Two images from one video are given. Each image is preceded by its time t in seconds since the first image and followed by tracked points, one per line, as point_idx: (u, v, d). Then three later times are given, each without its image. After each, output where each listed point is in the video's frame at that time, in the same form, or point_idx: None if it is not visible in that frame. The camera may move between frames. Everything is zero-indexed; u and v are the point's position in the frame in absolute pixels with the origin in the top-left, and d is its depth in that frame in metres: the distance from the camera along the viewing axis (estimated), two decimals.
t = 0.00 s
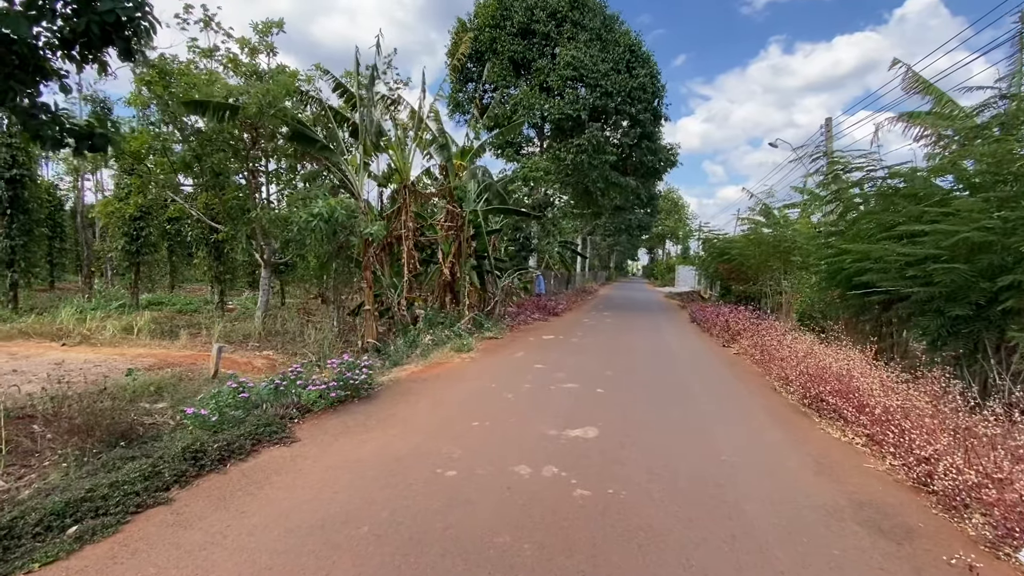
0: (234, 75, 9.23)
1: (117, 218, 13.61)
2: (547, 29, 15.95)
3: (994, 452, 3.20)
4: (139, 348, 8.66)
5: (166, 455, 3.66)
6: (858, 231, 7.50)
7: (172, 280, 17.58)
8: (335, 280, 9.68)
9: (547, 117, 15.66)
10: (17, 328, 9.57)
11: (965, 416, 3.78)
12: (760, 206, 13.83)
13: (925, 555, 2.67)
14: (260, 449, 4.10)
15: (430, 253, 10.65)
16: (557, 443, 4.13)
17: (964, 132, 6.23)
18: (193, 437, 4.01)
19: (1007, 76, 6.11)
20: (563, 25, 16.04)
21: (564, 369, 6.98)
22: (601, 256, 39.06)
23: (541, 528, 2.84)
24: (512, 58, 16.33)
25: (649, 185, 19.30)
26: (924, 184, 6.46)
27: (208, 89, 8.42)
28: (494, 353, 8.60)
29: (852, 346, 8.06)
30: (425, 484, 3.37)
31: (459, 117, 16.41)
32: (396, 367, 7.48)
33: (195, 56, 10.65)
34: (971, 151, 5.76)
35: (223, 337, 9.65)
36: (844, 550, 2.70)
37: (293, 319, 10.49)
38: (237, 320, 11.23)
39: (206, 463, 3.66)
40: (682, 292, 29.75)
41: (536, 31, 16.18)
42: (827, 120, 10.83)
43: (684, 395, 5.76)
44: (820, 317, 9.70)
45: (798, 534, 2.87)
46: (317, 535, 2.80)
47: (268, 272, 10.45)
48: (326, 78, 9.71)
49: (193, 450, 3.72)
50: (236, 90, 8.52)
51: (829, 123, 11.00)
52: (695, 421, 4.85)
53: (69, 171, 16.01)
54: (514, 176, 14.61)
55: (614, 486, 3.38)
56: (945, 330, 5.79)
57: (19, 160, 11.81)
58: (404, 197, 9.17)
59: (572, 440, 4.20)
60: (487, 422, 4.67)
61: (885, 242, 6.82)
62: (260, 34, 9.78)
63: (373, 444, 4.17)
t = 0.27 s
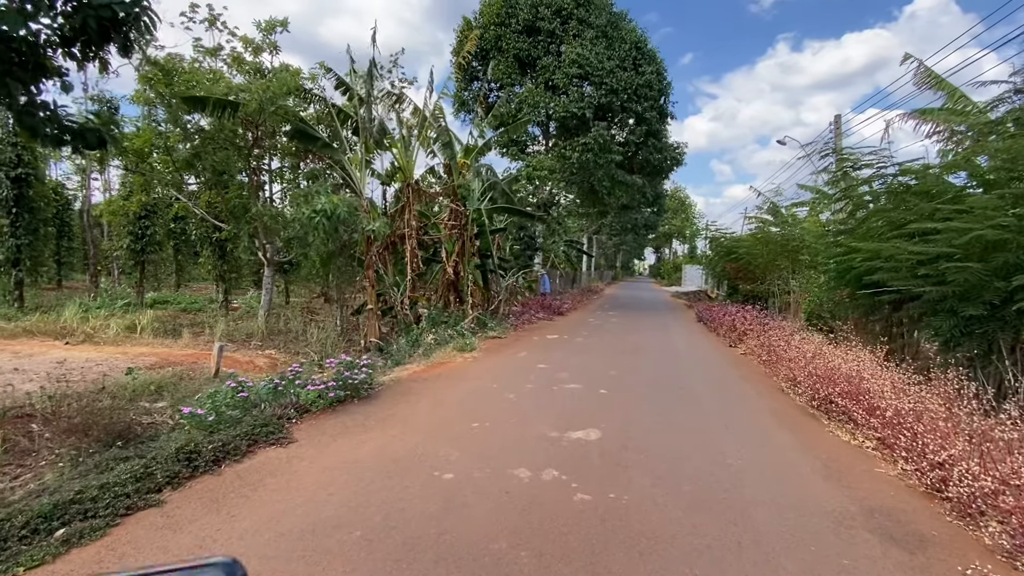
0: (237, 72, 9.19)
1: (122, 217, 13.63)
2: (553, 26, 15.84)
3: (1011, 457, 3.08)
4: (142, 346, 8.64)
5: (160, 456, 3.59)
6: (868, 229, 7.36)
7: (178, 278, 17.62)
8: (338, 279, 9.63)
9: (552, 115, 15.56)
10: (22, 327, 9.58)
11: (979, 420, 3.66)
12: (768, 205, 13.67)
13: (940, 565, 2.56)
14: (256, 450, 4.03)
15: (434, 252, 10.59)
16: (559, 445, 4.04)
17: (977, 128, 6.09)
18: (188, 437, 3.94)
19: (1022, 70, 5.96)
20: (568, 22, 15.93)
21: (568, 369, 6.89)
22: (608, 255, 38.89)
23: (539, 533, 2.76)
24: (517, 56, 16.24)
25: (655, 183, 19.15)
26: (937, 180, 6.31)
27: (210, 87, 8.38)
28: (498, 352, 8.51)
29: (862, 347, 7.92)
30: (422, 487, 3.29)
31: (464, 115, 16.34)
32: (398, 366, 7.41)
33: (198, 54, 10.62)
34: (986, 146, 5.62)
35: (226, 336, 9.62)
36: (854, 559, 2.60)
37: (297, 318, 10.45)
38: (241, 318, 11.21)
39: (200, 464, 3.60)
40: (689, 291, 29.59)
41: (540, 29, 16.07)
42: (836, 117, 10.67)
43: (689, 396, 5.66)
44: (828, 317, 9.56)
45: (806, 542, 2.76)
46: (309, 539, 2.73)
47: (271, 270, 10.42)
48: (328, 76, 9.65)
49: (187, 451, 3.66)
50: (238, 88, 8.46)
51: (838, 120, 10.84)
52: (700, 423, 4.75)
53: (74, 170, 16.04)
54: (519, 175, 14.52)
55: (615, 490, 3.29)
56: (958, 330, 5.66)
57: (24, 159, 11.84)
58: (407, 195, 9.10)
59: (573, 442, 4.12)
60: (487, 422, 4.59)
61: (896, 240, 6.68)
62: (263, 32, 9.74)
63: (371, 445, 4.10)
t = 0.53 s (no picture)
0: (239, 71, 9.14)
1: (126, 216, 13.62)
2: (557, 23, 15.73)
3: None
4: (142, 345, 8.61)
5: (151, 457, 3.53)
6: (876, 228, 7.25)
7: (182, 278, 17.62)
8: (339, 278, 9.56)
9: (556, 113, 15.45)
10: (23, 325, 9.57)
11: (991, 423, 3.55)
12: (774, 203, 13.51)
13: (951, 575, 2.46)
14: (250, 451, 3.97)
15: (436, 251, 10.51)
16: (558, 447, 3.96)
17: (989, 124, 5.96)
18: (181, 438, 3.88)
19: None
20: (573, 20, 15.81)
21: (569, 370, 6.80)
22: (613, 254, 38.71)
23: (535, 539, 2.68)
24: (521, 54, 16.14)
25: (661, 182, 18.99)
26: (948, 178, 6.18)
27: (211, 85, 8.33)
28: (499, 352, 8.43)
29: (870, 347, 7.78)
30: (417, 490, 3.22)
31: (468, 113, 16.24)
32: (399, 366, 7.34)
33: (200, 52, 10.57)
34: (997, 142, 5.49)
35: (227, 335, 9.58)
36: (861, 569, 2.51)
37: (298, 317, 10.40)
38: (242, 317, 11.17)
39: (191, 466, 3.53)
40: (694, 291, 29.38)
41: (545, 26, 15.97)
42: (845, 114, 10.50)
43: (692, 398, 5.56)
44: (836, 317, 9.41)
45: (812, 550, 2.68)
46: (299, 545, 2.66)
47: (272, 269, 10.37)
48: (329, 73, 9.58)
49: (179, 452, 3.59)
50: (238, 86, 8.39)
51: (846, 117, 10.68)
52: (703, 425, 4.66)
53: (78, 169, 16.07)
54: (523, 173, 14.42)
55: (614, 495, 3.21)
56: (968, 331, 5.54)
57: (27, 158, 11.84)
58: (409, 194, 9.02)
59: (573, 445, 4.04)
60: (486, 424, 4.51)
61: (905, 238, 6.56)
62: (264, 29, 9.68)
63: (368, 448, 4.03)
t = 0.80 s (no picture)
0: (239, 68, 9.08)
1: (128, 215, 13.62)
2: (560, 20, 15.63)
3: None
4: (143, 344, 8.57)
5: (143, 459, 3.46)
6: (884, 226, 7.13)
7: (185, 276, 17.63)
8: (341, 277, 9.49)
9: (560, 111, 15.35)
10: (25, 324, 9.56)
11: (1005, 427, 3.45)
12: (780, 202, 13.37)
13: None
14: (245, 453, 3.90)
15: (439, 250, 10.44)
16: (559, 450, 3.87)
17: (1000, 120, 5.84)
18: (175, 439, 3.81)
19: None
20: (576, 17, 15.70)
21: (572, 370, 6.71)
22: (618, 253, 38.55)
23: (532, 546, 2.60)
24: (524, 52, 16.05)
25: (665, 180, 18.83)
26: (958, 175, 6.05)
27: (210, 83, 8.27)
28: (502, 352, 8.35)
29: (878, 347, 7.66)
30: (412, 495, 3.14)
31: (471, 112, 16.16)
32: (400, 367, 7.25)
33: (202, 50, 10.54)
34: (1009, 139, 5.38)
35: (229, 334, 9.54)
36: None
37: (300, 317, 10.35)
38: (244, 316, 11.13)
39: (184, 468, 3.46)
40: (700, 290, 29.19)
41: (548, 23, 15.88)
42: (852, 110, 10.34)
43: (696, 399, 5.45)
44: (843, 317, 9.27)
45: (819, 559, 2.59)
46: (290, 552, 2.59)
47: (274, 268, 10.32)
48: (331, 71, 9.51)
49: (172, 454, 3.52)
50: (237, 84, 8.34)
51: (853, 114, 10.53)
52: (708, 427, 4.56)
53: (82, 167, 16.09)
54: (526, 172, 14.32)
55: (615, 500, 3.12)
56: (980, 331, 5.43)
57: (30, 157, 11.84)
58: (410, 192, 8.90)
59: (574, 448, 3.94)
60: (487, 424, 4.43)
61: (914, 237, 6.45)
62: (264, 27, 9.63)
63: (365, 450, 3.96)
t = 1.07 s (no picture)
0: (240, 65, 8.99)
1: (130, 213, 13.57)
2: (564, 17, 15.51)
3: None
4: (143, 343, 8.51)
5: (136, 461, 3.37)
6: (894, 224, 7.01)
7: (188, 275, 17.60)
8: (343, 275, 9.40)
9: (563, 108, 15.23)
10: (26, 323, 9.51)
11: None
12: (787, 199, 13.22)
13: None
14: (242, 455, 3.81)
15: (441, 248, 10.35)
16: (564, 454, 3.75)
17: (1014, 114, 5.70)
18: (169, 441, 3.72)
19: None
20: (580, 13, 15.56)
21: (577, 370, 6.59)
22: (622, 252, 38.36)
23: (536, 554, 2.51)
24: (528, 49, 15.93)
25: (670, 178, 18.67)
26: (971, 171, 5.91)
27: (210, 79, 8.18)
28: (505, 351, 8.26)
29: (888, 347, 7.52)
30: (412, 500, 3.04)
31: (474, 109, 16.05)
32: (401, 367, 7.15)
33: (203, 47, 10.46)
34: None
35: (230, 333, 9.47)
36: None
37: (302, 315, 10.27)
38: (246, 315, 11.06)
39: (178, 471, 3.38)
40: (704, 288, 29.00)
41: (552, 20, 15.76)
42: (860, 107, 10.19)
43: (703, 399, 5.35)
44: (851, 316, 9.13)
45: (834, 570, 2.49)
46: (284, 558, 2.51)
47: (275, 267, 10.23)
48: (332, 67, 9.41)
49: (166, 456, 3.44)
50: (237, 80, 8.24)
51: (861, 110, 10.38)
52: (717, 429, 4.45)
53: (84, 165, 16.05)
54: (529, 170, 14.20)
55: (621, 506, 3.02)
56: (994, 331, 5.31)
57: (31, 155, 11.80)
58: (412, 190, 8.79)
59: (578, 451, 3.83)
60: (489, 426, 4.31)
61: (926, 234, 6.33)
62: (265, 23, 9.54)
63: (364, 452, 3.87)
